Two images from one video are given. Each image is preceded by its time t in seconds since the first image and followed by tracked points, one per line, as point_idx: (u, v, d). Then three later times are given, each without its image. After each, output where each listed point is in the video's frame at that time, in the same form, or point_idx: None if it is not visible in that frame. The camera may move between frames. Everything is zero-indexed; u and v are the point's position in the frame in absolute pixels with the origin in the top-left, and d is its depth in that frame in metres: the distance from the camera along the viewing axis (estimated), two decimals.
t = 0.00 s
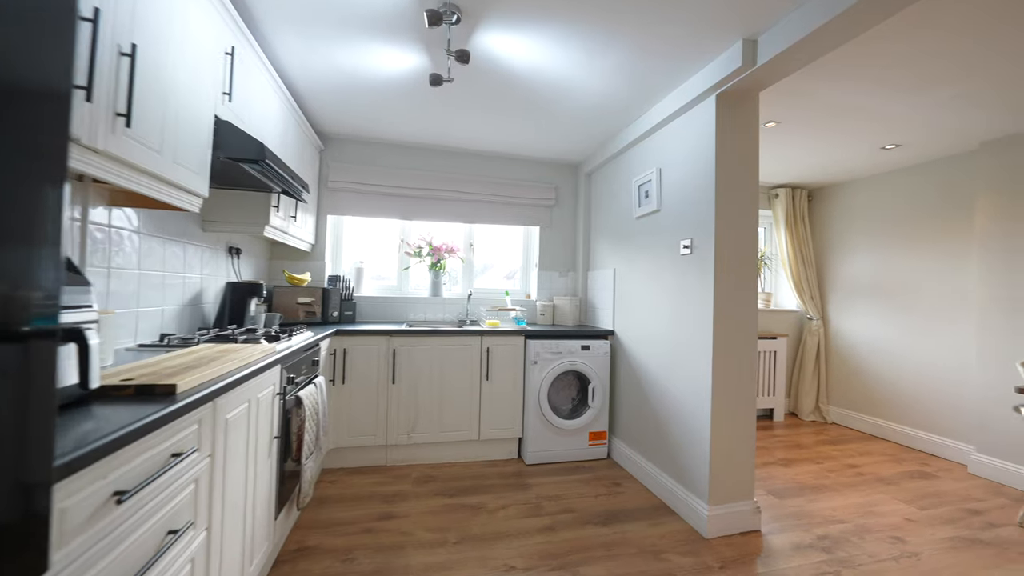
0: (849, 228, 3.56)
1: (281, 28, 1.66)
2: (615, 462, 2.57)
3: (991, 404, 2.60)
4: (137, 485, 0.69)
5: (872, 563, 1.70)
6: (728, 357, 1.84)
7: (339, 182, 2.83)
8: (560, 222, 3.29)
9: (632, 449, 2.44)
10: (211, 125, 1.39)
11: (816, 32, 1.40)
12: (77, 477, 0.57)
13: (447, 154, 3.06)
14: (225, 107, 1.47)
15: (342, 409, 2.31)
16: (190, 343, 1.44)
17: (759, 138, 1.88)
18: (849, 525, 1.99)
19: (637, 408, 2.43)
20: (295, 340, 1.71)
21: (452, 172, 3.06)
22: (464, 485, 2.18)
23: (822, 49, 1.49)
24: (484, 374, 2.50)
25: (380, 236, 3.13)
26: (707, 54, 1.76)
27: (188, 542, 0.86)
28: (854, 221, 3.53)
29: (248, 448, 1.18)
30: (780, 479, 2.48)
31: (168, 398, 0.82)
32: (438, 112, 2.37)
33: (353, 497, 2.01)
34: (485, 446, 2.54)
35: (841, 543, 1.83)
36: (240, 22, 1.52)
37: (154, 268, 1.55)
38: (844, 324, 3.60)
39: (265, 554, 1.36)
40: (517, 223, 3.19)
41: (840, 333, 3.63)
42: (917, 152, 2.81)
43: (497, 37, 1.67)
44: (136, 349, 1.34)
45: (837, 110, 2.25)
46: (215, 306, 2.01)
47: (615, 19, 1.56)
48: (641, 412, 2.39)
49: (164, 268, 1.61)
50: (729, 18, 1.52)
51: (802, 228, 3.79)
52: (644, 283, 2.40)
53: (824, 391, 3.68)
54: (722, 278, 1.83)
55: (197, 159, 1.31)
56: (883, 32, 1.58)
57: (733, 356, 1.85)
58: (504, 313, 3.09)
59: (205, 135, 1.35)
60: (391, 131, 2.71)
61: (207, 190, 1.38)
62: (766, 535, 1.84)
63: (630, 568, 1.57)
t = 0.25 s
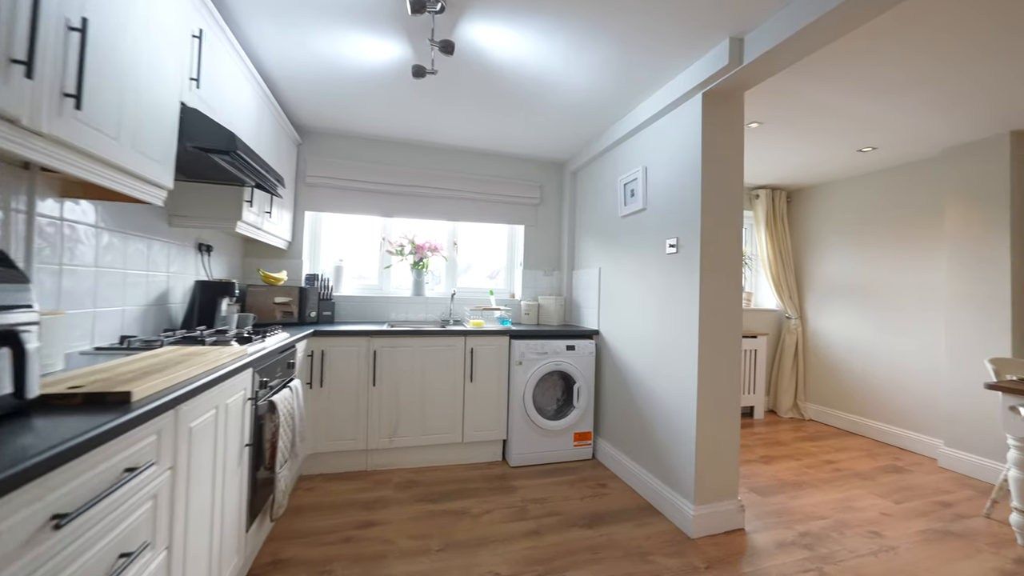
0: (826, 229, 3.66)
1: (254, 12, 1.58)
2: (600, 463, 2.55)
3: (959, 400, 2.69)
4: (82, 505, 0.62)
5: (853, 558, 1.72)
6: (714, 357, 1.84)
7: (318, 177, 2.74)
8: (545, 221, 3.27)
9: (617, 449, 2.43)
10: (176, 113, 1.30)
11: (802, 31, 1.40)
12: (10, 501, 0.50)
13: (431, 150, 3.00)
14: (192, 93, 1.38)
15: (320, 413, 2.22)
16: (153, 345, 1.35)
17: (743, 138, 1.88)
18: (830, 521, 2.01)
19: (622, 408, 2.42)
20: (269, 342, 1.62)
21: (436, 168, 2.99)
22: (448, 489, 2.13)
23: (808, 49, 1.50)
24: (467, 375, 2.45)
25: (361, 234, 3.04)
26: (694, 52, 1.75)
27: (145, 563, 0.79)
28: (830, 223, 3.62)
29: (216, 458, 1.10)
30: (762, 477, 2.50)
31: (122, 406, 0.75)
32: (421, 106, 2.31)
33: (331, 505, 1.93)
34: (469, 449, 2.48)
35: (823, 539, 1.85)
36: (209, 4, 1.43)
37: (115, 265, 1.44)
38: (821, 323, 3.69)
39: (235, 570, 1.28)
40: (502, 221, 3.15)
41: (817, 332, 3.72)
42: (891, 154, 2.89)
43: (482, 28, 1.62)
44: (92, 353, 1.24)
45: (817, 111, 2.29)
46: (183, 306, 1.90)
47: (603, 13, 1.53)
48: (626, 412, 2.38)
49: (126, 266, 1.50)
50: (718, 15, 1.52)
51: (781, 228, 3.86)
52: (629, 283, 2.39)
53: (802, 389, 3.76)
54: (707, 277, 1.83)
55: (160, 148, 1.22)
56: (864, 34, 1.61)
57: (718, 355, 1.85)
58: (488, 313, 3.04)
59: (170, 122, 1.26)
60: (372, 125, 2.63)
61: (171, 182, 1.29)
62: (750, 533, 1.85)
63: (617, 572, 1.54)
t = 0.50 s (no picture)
0: (803, 230, 3.74)
1: None
2: (584, 464, 2.53)
3: (929, 396, 2.77)
4: (9, 534, 0.54)
5: (834, 556, 1.74)
6: (700, 356, 1.84)
7: (294, 171, 2.62)
8: (529, 219, 3.23)
9: (602, 450, 2.41)
10: (135, 96, 1.20)
11: (788, 30, 1.40)
12: None
13: (413, 145, 2.92)
14: (153, 75, 1.28)
15: (295, 418, 2.12)
16: (108, 348, 1.24)
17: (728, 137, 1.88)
18: (811, 519, 2.04)
19: (607, 409, 2.40)
20: (238, 344, 1.53)
21: (418, 164, 2.92)
22: (430, 495, 2.06)
23: (793, 49, 1.50)
24: (450, 377, 2.38)
25: (339, 231, 2.93)
26: (681, 49, 1.74)
27: None
28: (807, 224, 3.71)
29: (177, 471, 1.01)
30: (744, 475, 2.53)
31: (63, 418, 0.66)
32: (402, 98, 2.23)
33: (306, 514, 1.84)
34: (451, 452, 2.42)
35: (805, 537, 1.87)
36: None
37: (66, 262, 1.33)
38: (798, 322, 3.77)
39: None
40: (485, 220, 3.10)
41: (794, 331, 3.80)
42: (866, 157, 2.97)
43: (466, 18, 1.57)
44: (37, 357, 1.13)
45: (798, 113, 2.32)
46: (145, 306, 1.78)
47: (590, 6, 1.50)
48: (611, 412, 2.36)
49: (79, 262, 1.39)
50: (705, 11, 1.50)
51: (760, 229, 3.93)
52: (615, 282, 2.38)
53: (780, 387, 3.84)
54: (692, 276, 1.83)
55: (117, 135, 1.12)
56: (847, 36, 1.62)
57: (703, 355, 1.85)
58: (471, 313, 2.98)
59: (127, 106, 1.16)
60: (351, 118, 2.54)
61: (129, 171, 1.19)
62: (735, 533, 1.85)
63: None
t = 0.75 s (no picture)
0: (779, 231, 3.83)
1: None
2: (568, 465, 2.50)
3: (898, 392, 2.88)
4: None
5: (813, 552, 1.77)
6: (684, 356, 1.84)
7: (267, 165, 2.50)
8: (512, 217, 3.18)
9: (586, 451, 2.39)
10: (85, 77, 1.10)
11: (774, 30, 1.40)
12: None
13: (393, 140, 2.84)
14: (106, 55, 1.17)
15: (267, 425, 2.02)
16: (55, 353, 1.14)
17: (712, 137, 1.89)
18: (790, 515, 2.07)
19: (591, 409, 2.38)
20: (205, 347, 1.43)
21: (398, 160, 2.83)
22: (411, 501, 2.00)
23: (777, 49, 1.50)
24: (431, 378, 2.32)
25: (315, 227, 2.82)
26: (666, 47, 1.73)
27: None
28: (783, 225, 3.81)
29: (131, 489, 0.92)
30: (724, 473, 2.56)
31: None
32: (382, 90, 2.16)
33: (279, 525, 1.75)
34: (433, 456, 2.36)
35: (785, 534, 1.90)
36: None
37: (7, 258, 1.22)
38: (774, 321, 3.86)
39: None
40: (468, 217, 3.04)
41: (771, 329, 3.89)
42: (840, 160, 3.06)
43: (449, 6, 1.51)
44: None
45: (778, 114, 2.35)
46: (101, 306, 1.66)
47: None
48: (595, 412, 2.34)
49: (22, 258, 1.27)
50: (692, 8, 1.49)
51: (739, 230, 4.00)
52: (598, 281, 2.36)
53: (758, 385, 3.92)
54: (677, 276, 1.82)
55: (64, 118, 1.02)
56: (828, 38, 1.64)
57: (688, 355, 1.85)
58: (453, 313, 2.92)
59: (75, 87, 1.06)
60: (327, 109, 2.44)
61: (78, 158, 1.08)
62: (718, 532, 1.86)
63: None
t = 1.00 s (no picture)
0: (757, 231, 3.91)
1: None
2: (551, 468, 2.47)
3: (870, 388, 2.96)
4: None
5: (795, 549, 1.78)
6: (668, 356, 1.82)
7: (235, 157, 2.37)
8: (493, 215, 3.13)
9: (569, 453, 2.36)
10: (19, 52, 0.98)
11: (760, 28, 1.39)
12: None
13: (371, 134, 2.74)
14: (44, 29, 1.06)
15: (234, 433, 1.90)
16: None
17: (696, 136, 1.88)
18: (770, 513, 2.09)
19: (574, 411, 2.35)
20: (163, 351, 1.31)
21: (375, 155, 2.74)
22: (389, 509, 1.92)
23: (762, 48, 1.50)
24: (410, 381, 2.24)
25: (288, 224, 2.70)
26: (651, 43, 1.71)
27: None
28: (760, 226, 3.88)
29: (69, 512, 0.82)
30: (706, 471, 2.57)
31: None
32: (359, 80, 2.07)
33: (246, 539, 1.64)
34: (412, 462, 2.28)
35: (766, 532, 1.90)
36: None
37: None
38: (752, 320, 3.94)
39: None
40: (449, 215, 2.97)
41: (748, 328, 3.96)
42: (816, 162, 3.13)
43: None
44: None
45: (758, 115, 2.37)
46: (45, 307, 1.52)
47: None
48: (578, 413, 2.31)
49: None
50: (679, 3, 1.47)
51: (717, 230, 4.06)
52: (582, 281, 2.33)
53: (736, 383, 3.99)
54: (662, 275, 1.81)
55: None
56: (810, 38, 1.66)
57: (671, 355, 1.83)
58: (434, 313, 2.85)
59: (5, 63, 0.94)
60: (300, 100, 2.33)
61: (9, 142, 0.97)
62: (701, 532, 1.85)
63: None
